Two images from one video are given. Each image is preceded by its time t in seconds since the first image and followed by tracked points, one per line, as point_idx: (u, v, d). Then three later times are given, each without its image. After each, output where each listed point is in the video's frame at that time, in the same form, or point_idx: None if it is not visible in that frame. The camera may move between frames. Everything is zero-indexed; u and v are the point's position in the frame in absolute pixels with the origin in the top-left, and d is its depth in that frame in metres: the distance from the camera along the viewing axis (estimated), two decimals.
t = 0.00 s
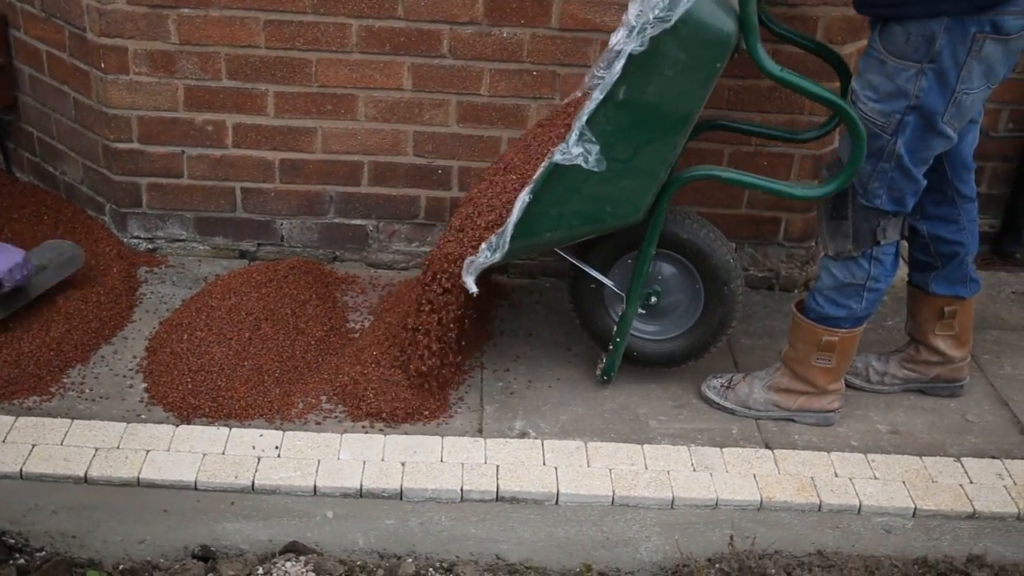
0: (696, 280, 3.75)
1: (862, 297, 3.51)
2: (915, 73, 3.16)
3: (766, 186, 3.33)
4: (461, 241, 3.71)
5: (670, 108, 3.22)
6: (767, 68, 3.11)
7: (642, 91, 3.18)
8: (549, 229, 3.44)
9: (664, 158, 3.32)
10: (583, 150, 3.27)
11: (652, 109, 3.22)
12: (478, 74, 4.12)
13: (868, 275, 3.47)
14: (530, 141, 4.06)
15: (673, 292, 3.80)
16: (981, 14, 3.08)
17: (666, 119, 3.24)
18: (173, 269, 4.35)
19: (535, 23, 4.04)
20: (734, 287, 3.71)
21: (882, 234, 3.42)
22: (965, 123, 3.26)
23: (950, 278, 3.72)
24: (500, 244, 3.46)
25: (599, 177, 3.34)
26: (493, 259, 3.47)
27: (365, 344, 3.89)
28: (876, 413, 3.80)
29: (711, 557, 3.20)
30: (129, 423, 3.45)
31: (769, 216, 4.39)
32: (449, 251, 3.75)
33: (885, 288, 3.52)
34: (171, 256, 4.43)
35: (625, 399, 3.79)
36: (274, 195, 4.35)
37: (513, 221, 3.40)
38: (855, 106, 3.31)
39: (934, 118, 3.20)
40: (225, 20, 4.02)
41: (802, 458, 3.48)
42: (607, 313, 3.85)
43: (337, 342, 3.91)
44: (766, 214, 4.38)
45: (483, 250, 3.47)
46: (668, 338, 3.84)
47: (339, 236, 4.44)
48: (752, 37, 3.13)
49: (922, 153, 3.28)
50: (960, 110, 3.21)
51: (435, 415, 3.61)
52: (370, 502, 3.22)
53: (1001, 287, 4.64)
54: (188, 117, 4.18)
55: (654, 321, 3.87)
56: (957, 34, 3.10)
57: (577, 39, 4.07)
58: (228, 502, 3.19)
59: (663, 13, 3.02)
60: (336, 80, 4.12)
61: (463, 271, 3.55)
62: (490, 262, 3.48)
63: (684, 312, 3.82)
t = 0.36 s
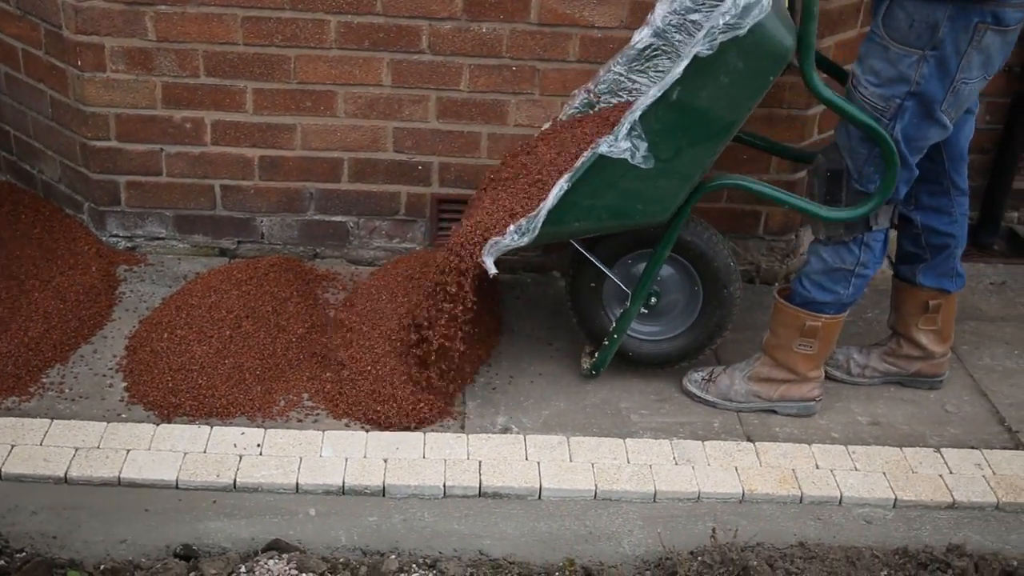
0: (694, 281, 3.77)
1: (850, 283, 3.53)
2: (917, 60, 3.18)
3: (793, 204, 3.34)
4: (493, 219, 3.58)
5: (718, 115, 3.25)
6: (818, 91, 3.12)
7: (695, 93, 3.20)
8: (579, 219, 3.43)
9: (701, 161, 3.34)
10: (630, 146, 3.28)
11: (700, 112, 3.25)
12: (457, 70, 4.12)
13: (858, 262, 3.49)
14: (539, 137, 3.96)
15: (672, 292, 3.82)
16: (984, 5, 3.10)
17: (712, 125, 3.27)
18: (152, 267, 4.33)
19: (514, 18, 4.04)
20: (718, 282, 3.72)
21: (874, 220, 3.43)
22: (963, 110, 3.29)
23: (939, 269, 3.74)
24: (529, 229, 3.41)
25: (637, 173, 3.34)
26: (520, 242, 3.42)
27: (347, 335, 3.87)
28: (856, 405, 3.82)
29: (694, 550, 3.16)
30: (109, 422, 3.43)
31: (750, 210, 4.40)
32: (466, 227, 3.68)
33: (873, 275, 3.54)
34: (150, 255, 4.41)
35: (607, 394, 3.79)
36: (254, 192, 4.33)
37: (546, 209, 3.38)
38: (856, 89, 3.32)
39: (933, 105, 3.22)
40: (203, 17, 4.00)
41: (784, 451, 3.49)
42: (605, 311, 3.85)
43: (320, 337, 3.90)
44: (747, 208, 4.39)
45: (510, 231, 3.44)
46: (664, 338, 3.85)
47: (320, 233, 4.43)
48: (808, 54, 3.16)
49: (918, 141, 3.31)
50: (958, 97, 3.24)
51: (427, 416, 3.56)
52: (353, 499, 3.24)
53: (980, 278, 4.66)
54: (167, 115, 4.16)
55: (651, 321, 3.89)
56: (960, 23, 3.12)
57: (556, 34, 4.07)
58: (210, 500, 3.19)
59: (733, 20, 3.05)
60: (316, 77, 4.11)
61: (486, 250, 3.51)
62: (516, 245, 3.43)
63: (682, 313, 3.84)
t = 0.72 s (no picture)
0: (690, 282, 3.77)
1: (943, 261, 3.51)
2: (963, 48, 3.17)
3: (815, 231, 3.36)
4: (516, 211, 3.50)
5: (766, 135, 3.22)
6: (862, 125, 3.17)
7: (752, 109, 3.16)
8: (612, 216, 3.33)
9: (739, 176, 3.30)
10: (683, 153, 3.20)
11: (751, 129, 3.21)
12: (434, 65, 4.11)
13: (939, 241, 3.48)
14: (545, 134, 3.90)
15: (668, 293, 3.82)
16: None
17: (760, 144, 3.24)
18: (129, 265, 4.30)
19: (490, 12, 4.04)
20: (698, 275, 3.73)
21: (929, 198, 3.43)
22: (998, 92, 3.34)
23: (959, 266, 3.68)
24: (566, 219, 3.29)
25: (678, 181, 3.28)
26: (554, 231, 3.29)
27: (326, 331, 3.85)
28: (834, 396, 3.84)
29: (674, 542, 3.15)
30: (86, 422, 3.42)
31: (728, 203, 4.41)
32: (492, 218, 3.58)
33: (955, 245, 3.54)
34: (126, 253, 4.38)
35: (587, 388, 3.80)
36: (230, 189, 4.31)
37: (588, 202, 3.27)
38: (895, 81, 3.28)
39: (976, 91, 3.24)
40: (177, 13, 3.98)
41: (762, 442, 3.51)
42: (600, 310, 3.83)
43: (298, 334, 3.89)
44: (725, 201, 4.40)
45: (546, 219, 3.31)
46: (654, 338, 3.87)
47: (297, 229, 4.41)
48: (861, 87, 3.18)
49: (956, 126, 3.34)
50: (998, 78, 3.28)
51: (413, 417, 3.53)
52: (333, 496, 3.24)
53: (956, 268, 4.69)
54: (141, 112, 4.14)
55: (647, 322, 3.90)
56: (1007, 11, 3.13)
57: (532, 28, 4.07)
58: (188, 499, 3.18)
59: (808, 45, 3.04)
60: (292, 73, 4.09)
61: (515, 235, 3.36)
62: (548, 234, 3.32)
63: (679, 313, 3.86)
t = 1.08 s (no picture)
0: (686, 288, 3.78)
1: None
2: None
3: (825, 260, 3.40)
4: (531, 205, 3.49)
5: (788, 158, 3.24)
6: (880, 159, 3.28)
7: (778, 130, 3.19)
8: (627, 221, 3.35)
9: (755, 194, 3.31)
10: (707, 166, 3.22)
11: (774, 150, 3.23)
12: (415, 64, 4.10)
13: None
14: (552, 133, 3.89)
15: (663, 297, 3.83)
16: None
17: (778, 164, 3.26)
18: (111, 267, 4.28)
19: (472, 12, 4.03)
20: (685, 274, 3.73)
21: None
22: None
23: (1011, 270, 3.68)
24: (584, 219, 3.31)
25: (697, 193, 3.29)
26: (571, 230, 3.31)
27: (310, 332, 3.84)
28: (818, 393, 3.85)
29: (659, 540, 3.22)
30: (69, 425, 3.40)
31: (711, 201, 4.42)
32: (505, 210, 3.56)
33: None
34: (109, 255, 4.36)
35: (571, 386, 3.80)
36: (213, 190, 4.29)
37: (606, 203, 3.29)
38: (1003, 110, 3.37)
39: None
40: (157, 14, 3.96)
41: (747, 439, 3.51)
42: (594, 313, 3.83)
43: (281, 335, 3.88)
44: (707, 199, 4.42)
45: (562, 217, 3.33)
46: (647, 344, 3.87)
47: (281, 230, 4.40)
48: (883, 123, 3.26)
49: None
50: None
51: (399, 417, 3.53)
52: (317, 497, 3.20)
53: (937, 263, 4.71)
54: (122, 113, 4.12)
55: (641, 329, 3.91)
56: None
57: (513, 27, 4.07)
58: (171, 501, 3.16)
59: (841, 74, 3.08)
60: (274, 73, 4.08)
61: (530, 230, 3.38)
62: (563, 232, 3.33)
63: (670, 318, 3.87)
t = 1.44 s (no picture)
0: (677, 289, 3.79)
1: None
2: None
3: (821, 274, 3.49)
4: (542, 190, 3.49)
5: (803, 172, 3.28)
6: (891, 185, 3.34)
7: (799, 144, 3.21)
8: (638, 215, 3.35)
9: (765, 202, 3.34)
10: (726, 170, 3.23)
11: (792, 163, 3.25)
12: (399, 63, 4.10)
13: None
14: (560, 122, 3.88)
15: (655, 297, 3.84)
16: None
17: (791, 176, 3.28)
18: (95, 269, 4.27)
19: (455, 11, 4.03)
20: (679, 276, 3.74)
21: None
22: None
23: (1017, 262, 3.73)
24: (597, 208, 3.30)
25: (710, 196, 3.31)
26: (583, 218, 3.31)
27: (296, 333, 3.83)
28: (803, 389, 3.86)
29: (647, 538, 3.16)
30: (53, 427, 3.38)
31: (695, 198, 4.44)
32: (514, 190, 3.55)
33: None
34: (92, 256, 4.34)
35: (557, 385, 3.80)
36: (197, 191, 4.28)
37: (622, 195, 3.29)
38: None
39: None
40: (139, 14, 3.95)
41: (732, 436, 3.52)
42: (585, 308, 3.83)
43: (266, 336, 3.87)
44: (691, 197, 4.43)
45: (577, 204, 3.32)
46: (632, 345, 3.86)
47: (265, 231, 4.39)
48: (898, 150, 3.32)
49: None
50: None
51: (388, 417, 3.53)
52: (304, 497, 3.23)
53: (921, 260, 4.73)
54: (104, 114, 4.10)
55: (629, 328, 3.90)
56: None
57: (497, 26, 4.06)
58: (158, 502, 3.16)
59: (869, 95, 3.11)
60: (257, 73, 4.07)
61: (541, 211, 3.36)
62: (575, 219, 3.33)
63: (659, 318, 3.88)
